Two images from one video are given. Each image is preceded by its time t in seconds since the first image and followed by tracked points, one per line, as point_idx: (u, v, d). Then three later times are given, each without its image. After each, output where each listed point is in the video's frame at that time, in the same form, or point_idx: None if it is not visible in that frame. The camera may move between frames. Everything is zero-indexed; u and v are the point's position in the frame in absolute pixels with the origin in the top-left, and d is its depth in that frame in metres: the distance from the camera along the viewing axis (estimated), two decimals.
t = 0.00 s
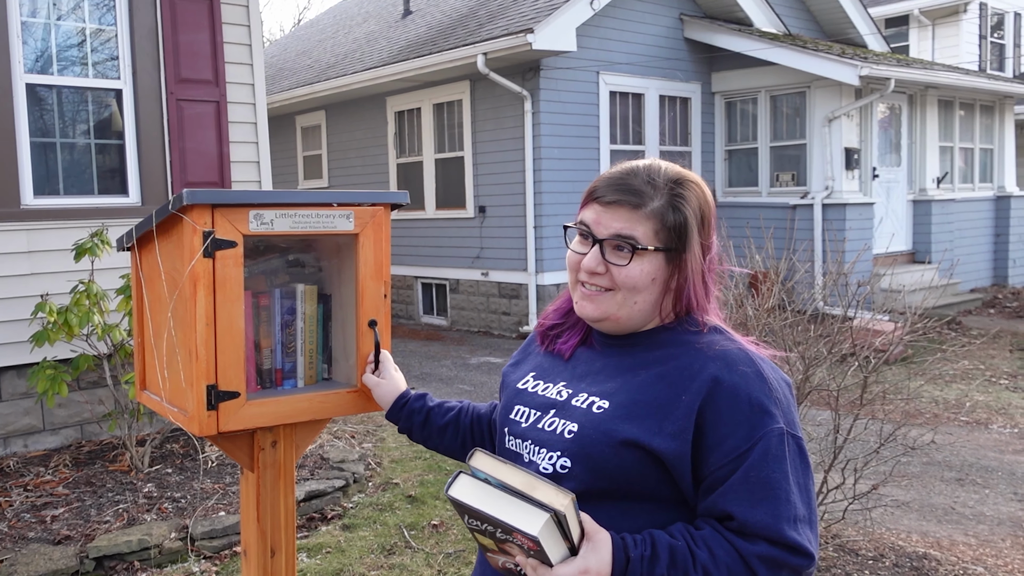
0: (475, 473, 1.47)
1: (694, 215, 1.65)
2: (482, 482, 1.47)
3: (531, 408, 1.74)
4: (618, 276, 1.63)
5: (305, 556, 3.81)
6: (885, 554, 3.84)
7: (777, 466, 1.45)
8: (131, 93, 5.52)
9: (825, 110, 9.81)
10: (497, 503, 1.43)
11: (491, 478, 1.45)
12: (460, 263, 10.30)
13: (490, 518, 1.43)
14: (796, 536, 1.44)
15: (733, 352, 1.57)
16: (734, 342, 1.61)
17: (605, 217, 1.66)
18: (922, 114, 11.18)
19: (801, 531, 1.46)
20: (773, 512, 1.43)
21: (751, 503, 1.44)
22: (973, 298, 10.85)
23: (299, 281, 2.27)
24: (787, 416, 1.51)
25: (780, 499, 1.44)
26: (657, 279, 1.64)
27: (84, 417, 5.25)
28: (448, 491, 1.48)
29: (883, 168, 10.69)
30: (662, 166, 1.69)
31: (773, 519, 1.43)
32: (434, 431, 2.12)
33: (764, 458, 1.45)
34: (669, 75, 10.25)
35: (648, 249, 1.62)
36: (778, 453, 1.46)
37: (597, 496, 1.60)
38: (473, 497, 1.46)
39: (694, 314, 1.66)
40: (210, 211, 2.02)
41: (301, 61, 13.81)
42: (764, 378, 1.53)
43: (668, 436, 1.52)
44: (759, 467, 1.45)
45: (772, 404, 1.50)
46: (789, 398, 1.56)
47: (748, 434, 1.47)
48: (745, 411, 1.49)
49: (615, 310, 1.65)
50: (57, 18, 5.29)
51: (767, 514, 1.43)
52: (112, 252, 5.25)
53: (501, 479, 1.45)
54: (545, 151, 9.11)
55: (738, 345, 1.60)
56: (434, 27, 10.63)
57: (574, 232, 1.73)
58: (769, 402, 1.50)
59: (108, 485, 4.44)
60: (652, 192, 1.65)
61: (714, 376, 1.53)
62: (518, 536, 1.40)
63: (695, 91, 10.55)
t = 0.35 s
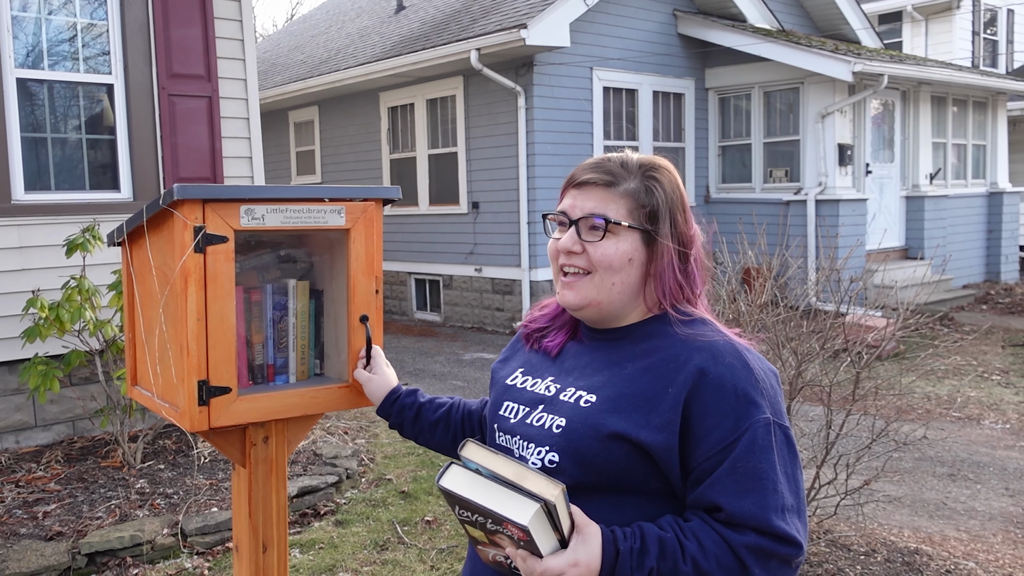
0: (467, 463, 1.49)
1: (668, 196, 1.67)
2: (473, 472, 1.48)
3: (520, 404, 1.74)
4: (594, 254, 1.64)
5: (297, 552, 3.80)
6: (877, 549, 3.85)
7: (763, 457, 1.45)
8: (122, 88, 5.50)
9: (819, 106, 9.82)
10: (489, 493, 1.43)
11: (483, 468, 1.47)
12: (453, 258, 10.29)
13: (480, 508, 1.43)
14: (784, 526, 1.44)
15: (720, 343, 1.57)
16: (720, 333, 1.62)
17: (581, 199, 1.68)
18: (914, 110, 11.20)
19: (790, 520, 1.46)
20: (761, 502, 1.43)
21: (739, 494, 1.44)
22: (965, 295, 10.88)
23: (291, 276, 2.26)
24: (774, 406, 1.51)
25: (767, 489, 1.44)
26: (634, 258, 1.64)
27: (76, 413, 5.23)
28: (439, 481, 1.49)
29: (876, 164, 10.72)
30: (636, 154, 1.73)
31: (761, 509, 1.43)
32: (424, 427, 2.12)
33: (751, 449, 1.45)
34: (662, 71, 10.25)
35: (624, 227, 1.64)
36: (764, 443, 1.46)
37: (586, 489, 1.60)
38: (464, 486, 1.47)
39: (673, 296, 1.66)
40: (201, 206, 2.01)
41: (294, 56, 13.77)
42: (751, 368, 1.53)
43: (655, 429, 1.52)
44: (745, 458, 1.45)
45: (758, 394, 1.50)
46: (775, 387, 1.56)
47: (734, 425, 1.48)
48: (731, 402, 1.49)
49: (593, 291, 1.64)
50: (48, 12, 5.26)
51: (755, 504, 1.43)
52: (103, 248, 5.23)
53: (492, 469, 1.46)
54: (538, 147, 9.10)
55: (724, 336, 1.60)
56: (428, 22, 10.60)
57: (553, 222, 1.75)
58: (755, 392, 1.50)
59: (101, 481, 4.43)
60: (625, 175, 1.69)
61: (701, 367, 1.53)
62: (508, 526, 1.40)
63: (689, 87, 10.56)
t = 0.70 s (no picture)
0: (456, 465, 1.49)
1: (659, 193, 1.67)
2: (463, 474, 1.48)
3: (510, 403, 1.74)
4: (583, 252, 1.64)
5: (291, 550, 3.80)
6: (870, 546, 3.87)
7: (753, 453, 1.45)
8: (115, 84, 5.47)
9: (813, 103, 9.83)
10: (478, 495, 1.43)
11: (472, 470, 1.47)
12: (447, 255, 10.28)
13: (470, 509, 1.43)
14: (774, 522, 1.44)
15: (710, 339, 1.57)
16: (711, 329, 1.61)
17: (571, 198, 1.69)
18: (909, 108, 11.22)
19: (780, 516, 1.46)
20: (751, 499, 1.44)
21: (728, 490, 1.44)
22: (958, 292, 10.92)
23: (283, 274, 2.26)
24: (763, 402, 1.52)
25: (757, 485, 1.44)
26: (623, 256, 1.64)
27: (69, 411, 5.22)
28: (429, 483, 1.49)
29: (870, 161, 10.74)
30: (627, 152, 1.73)
31: (751, 505, 1.43)
32: (417, 425, 2.11)
33: (740, 445, 1.45)
34: (657, 68, 10.25)
35: (613, 224, 1.64)
36: (754, 439, 1.46)
37: (576, 487, 1.60)
38: (454, 488, 1.47)
39: (663, 292, 1.65)
40: (193, 203, 2.00)
41: (287, 53, 13.73)
42: (740, 364, 1.53)
43: (645, 426, 1.52)
44: (735, 455, 1.45)
45: (748, 391, 1.50)
46: (765, 383, 1.56)
47: (723, 421, 1.48)
48: (720, 398, 1.49)
49: (582, 288, 1.64)
50: (40, 8, 5.23)
51: (745, 500, 1.43)
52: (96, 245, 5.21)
53: (481, 471, 1.46)
54: (533, 144, 9.10)
55: (714, 332, 1.60)
56: (422, 19, 10.57)
57: (544, 221, 1.76)
58: (744, 388, 1.50)
59: (94, 478, 4.42)
60: (615, 173, 1.69)
61: (690, 364, 1.53)
62: (498, 527, 1.40)
63: (683, 84, 10.56)
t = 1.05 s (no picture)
0: (457, 458, 1.49)
1: (657, 195, 1.67)
2: (464, 466, 1.48)
3: (509, 402, 1.74)
4: (584, 257, 1.63)
5: (289, 549, 3.79)
6: (868, 544, 3.87)
7: (753, 452, 1.45)
8: (111, 83, 5.46)
9: (810, 101, 9.83)
10: (478, 487, 1.43)
11: (473, 463, 1.47)
12: (445, 254, 10.27)
13: (469, 501, 1.43)
14: (773, 521, 1.44)
15: (709, 339, 1.56)
16: (710, 329, 1.61)
17: (569, 201, 1.67)
18: (906, 106, 11.22)
19: (779, 515, 1.46)
20: (750, 497, 1.43)
21: (728, 490, 1.44)
22: (955, 290, 10.93)
23: (280, 273, 2.25)
24: (762, 401, 1.51)
25: (756, 484, 1.44)
26: (624, 260, 1.64)
27: (66, 411, 5.20)
28: (429, 475, 1.49)
29: (867, 160, 10.74)
30: (624, 152, 1.72)
31: (751, 504, 1.43)
32: (416, 424, 2.11)
33: (740, 444, 1.45)
34: (654, 67, 10.25)
35: (613, 229, 1.63)
36: (753, 438, 1.46)
37: (575, 485, 1.60)
38: (454, 480, 1.47)
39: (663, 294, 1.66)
40: (189, 203, 2.00)
41: (285, 52, 13.71)
42: (740, 363, 1.53)
43: (645, 425, 1.51)
44: (735, 454, 1.45)
45: (747, 390, 1.50)
46: (764, 382, 1.56)
47: (723, 421, 1.47)
48: (720, 397, 1.49)
49: (583, 293, 1.64)
50: (36, 7, 5.22)
51: (744, 499, 1.43)
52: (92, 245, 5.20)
53: (481, 464, 1.46)
54: (530, 143, 9.09)
55: (713, 332, 1.60)
56: (420, 18, 10.56)
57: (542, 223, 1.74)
58: (744, 388, 1.50)
59: (91, 479, 4.41)
60: (614, 175, 1.68)
61: (689, 363, 1.53)
62: (497, 520, 1.40)
63: (681, 83, 10.56)
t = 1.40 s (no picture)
0: (462, 458, 1.49)
1: (659, 196, 1.67)
2: (469, 467, 1.48)
3: (511, 402, 1.74)
4: (587, 258, 1.63)
5: (289, 551, 3.79)
6: (868, 544, 3.87)
7: (756, 453, 1.45)
8: (110, 85, 5.46)
9: (809, 101, 9.83)
10: (482, 488, 1.43)
11: (477, 463, 1.47)
12: (445, 255, 10.27)
13: (473, 501, 1.43)
14: (777, 521, 1.44)
15: (711, 340, 1.56)
16: (713, 330, 1.62)
17: (572, 202, 1.67)
18: (905, 106, 11.23)
19: (782, 516, 1.46)
20: (754, 498, 1.43)
21: (731, 490, 1.44)
22: (955, 290, 10.93)
23: (279, 275, 2.25)
24: (765, 402, 1.51)
25: (760, 485, 1.44)
26: (626, 260, 1.64)
27: (66, 413, 5.20)
28: (433, 475, 1.49)
29: (866, 160, 10.74)
30: (627, 152, 1.72)
31: (754, 505, 1.43)
32: (416, 425, 2.10)
33: (742, 445, 1.45)
34: (653, 67, 10.25)
35: (616, 230, 1.63)
36: (756, 439, 1.46)
37: (578, 486, 1.60)
38: (459, 481, 1.47)
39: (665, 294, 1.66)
40: (187, 204, 2.00)
41: (283, 54, 13.72)
42: (742, 364, 1.53)
43: (647, 426, 1.52)
44: (737, 455, 1.45)
45: (750, 391, 1.50)
46: (766, 383, 1.56)
47: (726, 421, 1.47)
48: (722, 398, 1.49)
49: (585, 294, 1.64)
50: (35, 9, 5.23)
51: (747, 500, 1.43)
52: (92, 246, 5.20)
53: (486, 465, 1.46)
54: (529, 143, 9.09)
55: (716, 333, 1.60)
56: (418, 19, 10.57)
57: (544, 224, 1.74)
58: (746, 389, 1.50)
59: (91, 480, 4.41)
60: (616, 175, 1.68)
61: (692, 364, 1.53)
62: (502, 521, 1.40)
63: (680, 83, 10.56)
